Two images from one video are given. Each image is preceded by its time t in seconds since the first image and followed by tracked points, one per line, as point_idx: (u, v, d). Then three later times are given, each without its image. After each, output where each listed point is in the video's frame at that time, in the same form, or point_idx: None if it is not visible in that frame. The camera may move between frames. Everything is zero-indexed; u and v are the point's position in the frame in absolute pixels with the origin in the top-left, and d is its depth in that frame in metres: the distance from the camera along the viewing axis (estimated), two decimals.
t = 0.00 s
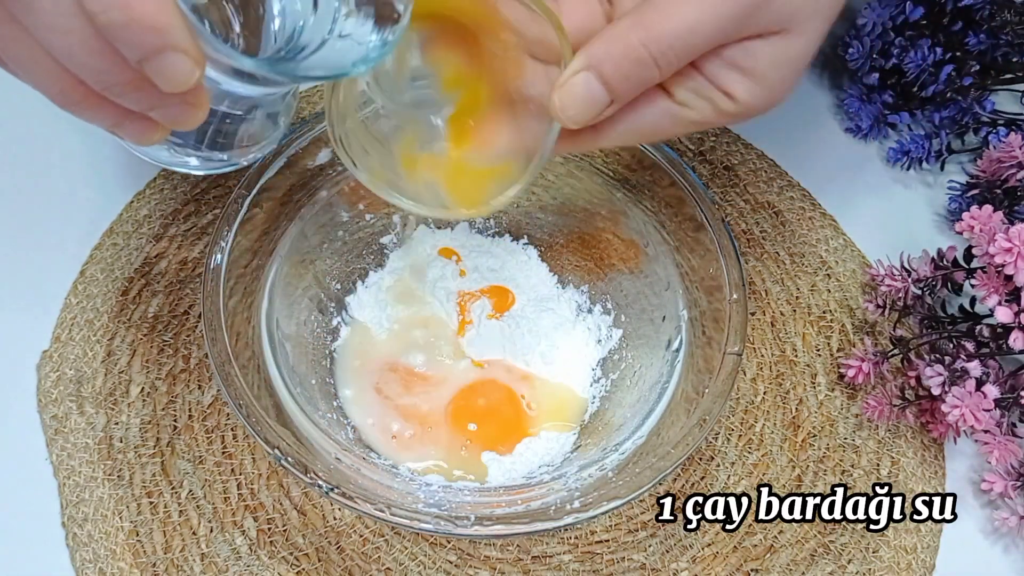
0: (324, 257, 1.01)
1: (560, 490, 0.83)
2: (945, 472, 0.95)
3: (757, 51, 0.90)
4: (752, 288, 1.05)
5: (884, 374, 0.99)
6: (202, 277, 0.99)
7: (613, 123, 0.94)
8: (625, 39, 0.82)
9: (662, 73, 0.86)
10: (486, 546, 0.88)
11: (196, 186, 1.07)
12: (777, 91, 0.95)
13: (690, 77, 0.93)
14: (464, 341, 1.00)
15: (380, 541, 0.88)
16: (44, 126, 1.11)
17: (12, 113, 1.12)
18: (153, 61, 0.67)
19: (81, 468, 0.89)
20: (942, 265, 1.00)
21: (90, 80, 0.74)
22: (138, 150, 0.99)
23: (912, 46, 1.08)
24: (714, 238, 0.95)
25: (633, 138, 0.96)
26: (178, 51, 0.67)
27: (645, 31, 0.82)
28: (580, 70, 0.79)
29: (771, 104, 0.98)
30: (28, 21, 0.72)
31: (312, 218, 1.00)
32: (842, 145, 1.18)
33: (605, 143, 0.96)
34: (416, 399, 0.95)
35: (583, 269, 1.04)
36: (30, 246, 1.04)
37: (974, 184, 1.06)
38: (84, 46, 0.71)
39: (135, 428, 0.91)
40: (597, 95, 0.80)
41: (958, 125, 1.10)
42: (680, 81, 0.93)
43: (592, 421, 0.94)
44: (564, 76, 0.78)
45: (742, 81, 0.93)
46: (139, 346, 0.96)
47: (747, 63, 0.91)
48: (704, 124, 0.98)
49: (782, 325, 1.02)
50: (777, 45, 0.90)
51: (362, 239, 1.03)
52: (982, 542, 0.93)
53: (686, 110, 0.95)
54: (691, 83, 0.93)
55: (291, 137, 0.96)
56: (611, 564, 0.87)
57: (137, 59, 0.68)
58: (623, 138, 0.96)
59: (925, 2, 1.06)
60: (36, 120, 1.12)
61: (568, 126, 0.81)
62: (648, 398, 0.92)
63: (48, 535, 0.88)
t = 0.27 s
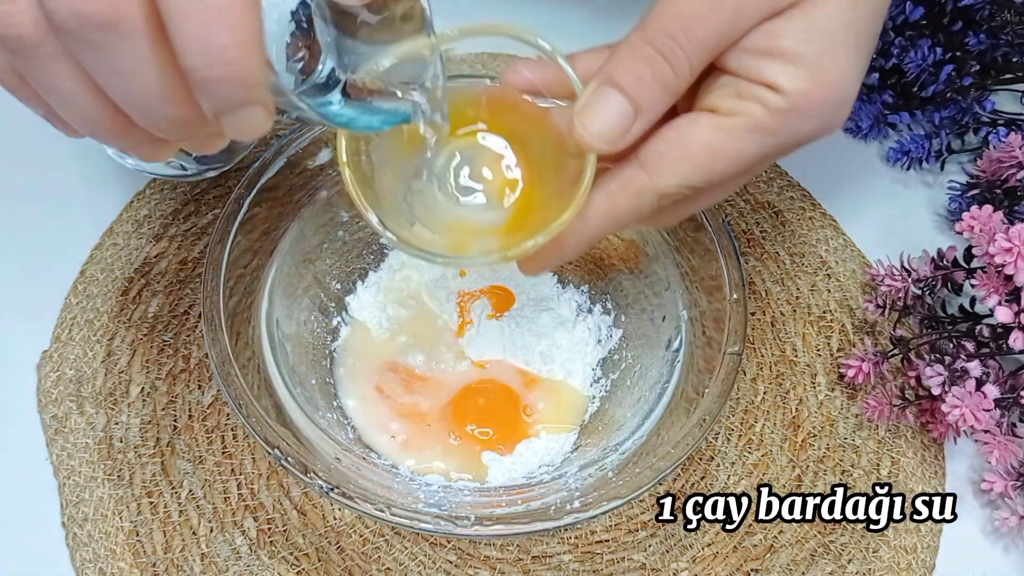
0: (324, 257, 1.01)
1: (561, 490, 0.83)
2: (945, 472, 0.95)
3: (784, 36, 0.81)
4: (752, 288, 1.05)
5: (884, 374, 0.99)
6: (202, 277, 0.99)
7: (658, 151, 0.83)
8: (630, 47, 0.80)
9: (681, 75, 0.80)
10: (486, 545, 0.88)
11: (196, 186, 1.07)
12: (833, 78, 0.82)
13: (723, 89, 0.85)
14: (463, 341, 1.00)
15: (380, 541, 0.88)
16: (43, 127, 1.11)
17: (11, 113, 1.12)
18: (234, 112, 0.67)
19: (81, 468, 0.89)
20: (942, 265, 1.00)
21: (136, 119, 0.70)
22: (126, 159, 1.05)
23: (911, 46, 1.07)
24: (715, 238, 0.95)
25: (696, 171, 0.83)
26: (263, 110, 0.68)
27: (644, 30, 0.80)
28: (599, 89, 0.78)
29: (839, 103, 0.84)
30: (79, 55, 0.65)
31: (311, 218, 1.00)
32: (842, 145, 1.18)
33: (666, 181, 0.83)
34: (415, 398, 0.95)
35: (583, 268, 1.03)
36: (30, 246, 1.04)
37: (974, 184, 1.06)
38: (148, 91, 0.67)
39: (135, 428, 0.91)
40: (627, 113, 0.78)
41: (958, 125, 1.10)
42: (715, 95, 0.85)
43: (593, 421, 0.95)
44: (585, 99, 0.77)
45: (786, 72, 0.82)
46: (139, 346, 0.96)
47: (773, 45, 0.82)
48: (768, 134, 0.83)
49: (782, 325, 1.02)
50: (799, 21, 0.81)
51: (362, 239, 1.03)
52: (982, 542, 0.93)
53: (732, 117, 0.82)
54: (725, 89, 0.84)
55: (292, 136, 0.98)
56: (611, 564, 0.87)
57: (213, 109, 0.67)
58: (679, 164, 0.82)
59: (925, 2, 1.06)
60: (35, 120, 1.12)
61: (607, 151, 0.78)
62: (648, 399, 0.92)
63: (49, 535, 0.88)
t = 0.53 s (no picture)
0: (324, 256, 1.01)
1: (561, 490, 0.83)
2: (945, 472, 0.95)
3: (782, 68, 0.80)
4: (752, 288, 1.05)
5: (884, 374, 0.99)
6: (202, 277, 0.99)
7: (654, 176, 0.84)
8: (632, 76, 0.80)
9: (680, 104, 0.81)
10: (486, 545, 0.88)
11: (196, 186, 1.07)
12: (828, 112, 0.81)
13: (718, 116, 0.84)
14: (463, 341, 1.00)
15: (380, 541, 0.88)
16: (43, 127, 1.11)
17: (11, 113, 1.12)
18: (315, 120, 0.66)
19: (81, 468, 0.89)
20: (942, 265, 1.00)
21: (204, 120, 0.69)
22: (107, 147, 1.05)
23: (912, 46, 1.07)
24: (715, 238, 0.95)
25: (692, 196, 0.83)
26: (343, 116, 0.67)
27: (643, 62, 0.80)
28: (605, 119, 0.80)
29: (833, 133, 0.83)
30: (159, 58, 0.62)
31: (312, 218, 1.00)
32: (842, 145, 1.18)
33: (661, 206, 0.84)
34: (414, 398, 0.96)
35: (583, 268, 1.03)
36: (30, 247, 1.04)
37: (974, 184, 1.07)
38: (228, 93, 0.65)
39: (135, 428, 0.91)
40: (632, 141, 0.79)
41: (958, 125, 1.10)
42: (710, 122, 0.84)
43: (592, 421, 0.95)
44: (592, 127, 0.79)
45: (783, 103, 0.80)
46: (139, 346, 0.96)
47: (769, 77, 0.81)
48: (760, 164, 0.83)
49: (782, 325, 1.02)
50: (798, 50, 0.80)
51: (363, 240, 1.03)
52: (982, 542, 0.93)
53: (726, 145, 0.82)
54: (720, 118, 0.84)
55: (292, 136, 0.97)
56: (611, 564, 0.87)
57: (294, 116, 0.66)
58: (674, 190, 0.83)
59: (925, 2, 1.06)
60: (35, 120, 1.12)
61: (613, 179, 0.80)
62: (648, 399, 0.92)
63: (49, 535, 0.88)
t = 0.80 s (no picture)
0: (324, 256, 1.01)
1: (561, 490, 0.83)
2: (945, 472, 0.95)
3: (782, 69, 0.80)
4: (752, 288, 1.05)
5: (884, 374, 0.99)
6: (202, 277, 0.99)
7: (652, 176, 0.84)
8: (631, 76, 0.80)
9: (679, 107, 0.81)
10: (486, 546, 0.88)
11: (196, 186, 1.07)
12: (826, 116, 0.81)
13: (716, 118, 0.84)
14: (463, 341, 1.00)
15: (380, 541, 0.88)
16: (42, 127, 1.11)
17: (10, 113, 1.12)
18: (330, 115, 0.66)
19: (81, 468, 0.89)
20: (942, 265, 1.00)
21: (210, 110, 0.68)
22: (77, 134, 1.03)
23: (912, 46, 1.07)
24: (714, 238, 0.95)
25: (688, 197, 0.84)
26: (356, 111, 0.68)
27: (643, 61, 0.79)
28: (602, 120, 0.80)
29: (829, 137, 0.84)
30: (170, 48, 0.61)
31: (312, 218, 0.99)
32: (842, 145, 1.18)
33: (658, 206, 0.84)
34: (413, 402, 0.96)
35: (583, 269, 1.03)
36: (30, 246, 1.04)
37: (974, 184, 1.07)
38: (238, 85, 0.65)
39: (135, 428, 0.91)
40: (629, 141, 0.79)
41: (958, 125, 1.10)
42: (709, 124, 0.85)
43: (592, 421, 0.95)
44: (590, 127, 0.79)
45: (781, 106, 0.80)
46: (139, 346, 0.96)
47: (770, 80, 0.81)
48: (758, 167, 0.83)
49: (782, 325, 1.02)
50: (800, 54, 0.80)
51: (362, 240, 1.03)
52: (982, 542, 0.93)
53: (724, 147, 0.82)
54: (719, 120, 0.84)
55: (292, 136, 0.97)
56: (611, 564, 0.87)
57: (308, 111, 0.66)
58: (672, 191, 0.83)
59: (925, 2, 1.06)
60: (34, 121, 1.11)
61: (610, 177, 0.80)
62: (649, 399, 0.92)
63: (49, 535, 0.88)
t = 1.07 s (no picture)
0: (323, 256, 1.01)
1: (561, 491, 0.83)
2: (945, 472, 0.95)
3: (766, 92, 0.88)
4: (752, 288, 1.05)
5: (884, 374, 0.99)
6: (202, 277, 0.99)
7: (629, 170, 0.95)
8: (628, 79, 0.84)
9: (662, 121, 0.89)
10: (486, 546, 0.88)
11: (196, 186, 1.07)
12: (788, 135, 0.93)
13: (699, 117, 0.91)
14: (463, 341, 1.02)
15: (380, 541, 0.88)
16: (43, 127, 1.11)
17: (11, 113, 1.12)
18: (263, 108, 0.68)
19: (81, 468, 0.89)
20: (942, 265, 1.00)
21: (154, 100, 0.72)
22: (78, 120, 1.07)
23: (912, 46, 1.07)
24: (714, 238, 0.94)
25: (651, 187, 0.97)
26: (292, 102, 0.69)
27: (647, 76, 0.84)
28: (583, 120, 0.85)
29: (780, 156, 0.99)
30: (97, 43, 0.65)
31: (312, 219, 1.00)
32: (842, 145, 1.18)
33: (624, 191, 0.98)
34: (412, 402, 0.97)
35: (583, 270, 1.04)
36: (29, 245, 1.04)
37: (974, 184, 1.07)
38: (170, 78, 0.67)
39: (135, 428, 0.91)
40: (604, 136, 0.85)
41: (958, 125, 1.11)
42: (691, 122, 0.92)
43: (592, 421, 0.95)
44: (573, 122, 0.84)
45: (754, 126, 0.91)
46: (139, 346, 0.96)
47: (754, 105, 0.89)
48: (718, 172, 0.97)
49: (782, 325, 1.02)
50: (784, 87, 0.87)
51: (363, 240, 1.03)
52: (984, 543, 0.92)
53: (694, 154, 0.94)
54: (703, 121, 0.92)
55: (292, 136, 0.97)
56: (611, 564, 0.87)
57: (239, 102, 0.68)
58: (640, 183, 0.96)
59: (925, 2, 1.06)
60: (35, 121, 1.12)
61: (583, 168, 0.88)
62: (649, 398, 0.92)
63: (47, 535, 0.87)
